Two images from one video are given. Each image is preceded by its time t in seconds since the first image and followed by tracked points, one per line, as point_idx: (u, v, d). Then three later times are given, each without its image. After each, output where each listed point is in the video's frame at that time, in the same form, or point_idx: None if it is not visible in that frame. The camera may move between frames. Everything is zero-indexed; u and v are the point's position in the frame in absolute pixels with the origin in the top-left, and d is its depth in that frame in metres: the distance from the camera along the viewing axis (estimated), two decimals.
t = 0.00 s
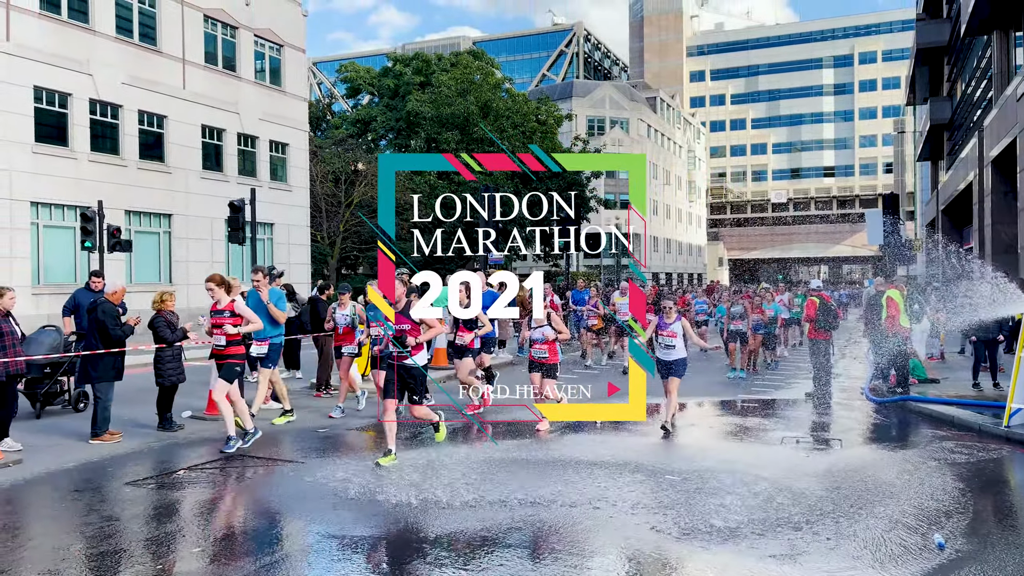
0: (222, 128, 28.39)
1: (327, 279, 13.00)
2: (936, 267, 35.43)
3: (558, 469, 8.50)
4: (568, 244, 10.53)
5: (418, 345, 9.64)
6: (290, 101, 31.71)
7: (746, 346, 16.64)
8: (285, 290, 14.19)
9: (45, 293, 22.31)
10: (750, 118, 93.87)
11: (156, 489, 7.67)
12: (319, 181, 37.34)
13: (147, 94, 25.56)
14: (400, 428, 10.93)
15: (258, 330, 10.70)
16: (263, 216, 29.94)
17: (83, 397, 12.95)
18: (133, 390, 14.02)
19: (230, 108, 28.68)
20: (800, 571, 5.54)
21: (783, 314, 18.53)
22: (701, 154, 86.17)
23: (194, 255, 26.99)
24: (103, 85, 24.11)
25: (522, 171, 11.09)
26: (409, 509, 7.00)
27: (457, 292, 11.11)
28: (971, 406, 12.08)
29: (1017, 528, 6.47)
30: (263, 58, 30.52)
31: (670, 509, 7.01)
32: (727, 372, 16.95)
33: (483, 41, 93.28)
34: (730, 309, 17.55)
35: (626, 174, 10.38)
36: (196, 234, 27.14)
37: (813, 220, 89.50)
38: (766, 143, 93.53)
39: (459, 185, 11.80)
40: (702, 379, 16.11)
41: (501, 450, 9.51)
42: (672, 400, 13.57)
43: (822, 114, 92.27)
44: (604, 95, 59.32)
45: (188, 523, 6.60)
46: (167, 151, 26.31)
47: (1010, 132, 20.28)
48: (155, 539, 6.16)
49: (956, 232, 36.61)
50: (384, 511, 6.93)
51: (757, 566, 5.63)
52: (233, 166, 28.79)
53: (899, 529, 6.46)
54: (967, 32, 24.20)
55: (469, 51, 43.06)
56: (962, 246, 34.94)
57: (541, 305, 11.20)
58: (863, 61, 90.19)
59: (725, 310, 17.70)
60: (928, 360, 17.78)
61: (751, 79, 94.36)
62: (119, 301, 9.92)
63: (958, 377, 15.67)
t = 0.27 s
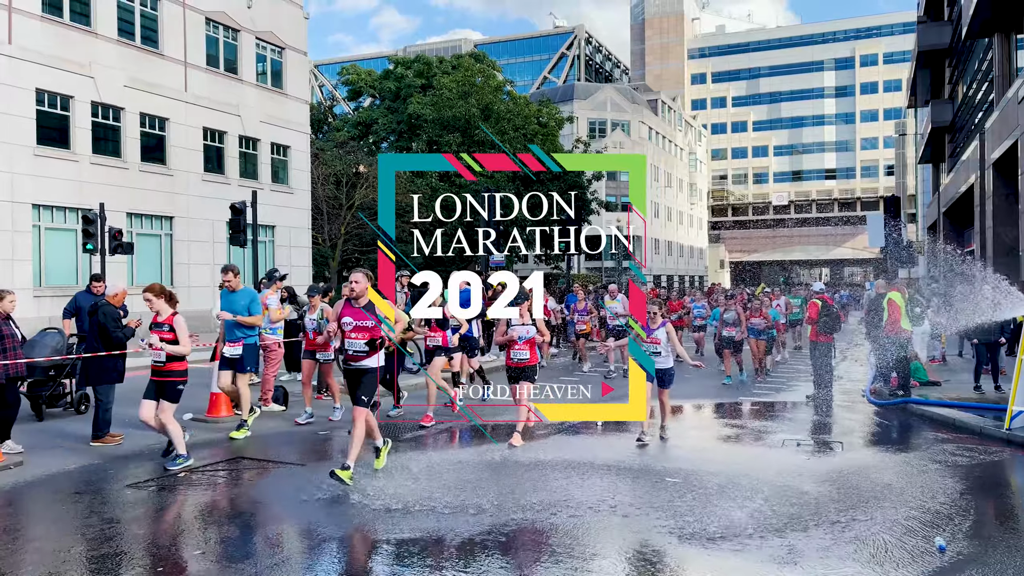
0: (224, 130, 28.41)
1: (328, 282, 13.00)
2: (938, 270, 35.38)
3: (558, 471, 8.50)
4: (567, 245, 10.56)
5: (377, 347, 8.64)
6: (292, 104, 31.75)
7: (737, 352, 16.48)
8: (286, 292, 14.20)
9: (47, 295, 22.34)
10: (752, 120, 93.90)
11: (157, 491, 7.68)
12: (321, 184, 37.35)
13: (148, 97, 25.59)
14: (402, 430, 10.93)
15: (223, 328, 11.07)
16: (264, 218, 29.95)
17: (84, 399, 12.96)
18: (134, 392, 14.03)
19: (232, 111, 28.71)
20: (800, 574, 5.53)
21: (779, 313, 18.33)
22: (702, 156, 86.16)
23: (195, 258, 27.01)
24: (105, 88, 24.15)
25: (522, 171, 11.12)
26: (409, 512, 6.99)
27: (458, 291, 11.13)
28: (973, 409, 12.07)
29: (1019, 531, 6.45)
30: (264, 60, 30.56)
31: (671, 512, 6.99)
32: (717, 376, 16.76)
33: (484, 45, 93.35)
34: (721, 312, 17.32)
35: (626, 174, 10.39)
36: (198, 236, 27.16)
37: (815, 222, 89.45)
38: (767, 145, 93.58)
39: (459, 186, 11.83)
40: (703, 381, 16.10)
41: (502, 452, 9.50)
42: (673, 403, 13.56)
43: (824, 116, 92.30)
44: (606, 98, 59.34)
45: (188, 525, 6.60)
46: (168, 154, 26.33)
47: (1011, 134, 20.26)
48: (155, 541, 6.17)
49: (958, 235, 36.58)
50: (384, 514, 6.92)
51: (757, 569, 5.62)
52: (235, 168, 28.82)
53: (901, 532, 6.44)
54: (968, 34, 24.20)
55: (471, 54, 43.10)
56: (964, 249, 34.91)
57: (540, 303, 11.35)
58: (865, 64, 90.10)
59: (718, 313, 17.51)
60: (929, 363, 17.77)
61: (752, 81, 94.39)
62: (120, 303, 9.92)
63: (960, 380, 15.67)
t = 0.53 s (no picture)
0: (224, 132, 28.43)
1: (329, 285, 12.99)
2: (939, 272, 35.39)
3: (559, 473, 8.52)
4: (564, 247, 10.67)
5: (326, 362, 8.01)
6: (293, 106, 31.78)
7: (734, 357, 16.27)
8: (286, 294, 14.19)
9: (48, 297, 22.36)
10: (752, 123, 93.92)
11: (158, 493, 7.69)
12: (322, 186, 37.34)
13: (150, 99, 25.62)
14: (403, 432, 10.94)
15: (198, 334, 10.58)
16: (265, 220, 29.97)
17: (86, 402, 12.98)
18: (136, 395, 14.04)
19: (232, 113, 28.71)
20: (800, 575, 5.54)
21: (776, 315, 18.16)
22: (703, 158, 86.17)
23: (196, 260, 27.03)
24: (107, 90, 24.18)
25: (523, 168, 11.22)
26: (411, 513, 7.01)
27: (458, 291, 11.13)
28: (974, 411, 12.08)
29: (1020, 532, 6.46)
30: (265, 63, 30.59)
31: (672, 513, 7.00)
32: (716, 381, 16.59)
33: (484, 47, 93.30)
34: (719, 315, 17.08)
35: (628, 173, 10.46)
36: (199, 238, 27.19)
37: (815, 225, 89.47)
38: (768, 147, 93.63)
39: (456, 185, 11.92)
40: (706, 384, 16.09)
41: (503, 453, 9.51)
42: (674, 405, 13.55)
43: (824, 118, 92.35)
44: (606, 100, 59.36)
45: (190, 527, 6.61)
46: (169, 156, 26.35)
47: (1012, 136, 20.23)
48: (157, 543, 6.18)
49: (958, 237, 36.60)
50: (386, 517, 6.93)
51: (756, 571, 5.62)
52: (236, 171, 28.85)
53: (902, 534, 6.44)
54: (969, 37, 24.23)
55: (471, 56, 43.14)
56: (965, 251, 34.92)
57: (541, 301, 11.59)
58: (865, 66, 90.05)
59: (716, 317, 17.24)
60: (930, 365, 17.78)
61: (752, 83, 94.45)
62: (121, 305, 9.98)
63: (961, 382, 15.68)
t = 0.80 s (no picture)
0: (225, 134, 28.44)
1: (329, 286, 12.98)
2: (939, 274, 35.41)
3: (559, 476, 8.50)
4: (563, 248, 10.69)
5: (269, 377, 6.56)
6: (293, 109, 31.82)
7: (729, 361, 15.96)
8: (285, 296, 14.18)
9: (48, 299, 22.35)
10: (753, 125, 93.96)
11: (158, 495, 7.68)
12: (322, 188, 37.33)
13: (150, 101, 25.63)
14: (404, 434, 10.93)
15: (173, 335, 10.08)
16: (266, 222, 29.99)
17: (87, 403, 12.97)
18: (135, 397, 14.02)
19: (233, 115, 28.72)
20: None
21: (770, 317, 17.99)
22: (703, 160, 86.18)
23: (196, 262, 27.04)
24: (107, 92, 24.19)
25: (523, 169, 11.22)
26: (411, 515, 7.00)
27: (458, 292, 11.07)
28: (974, 413, 12.07)
29: (1020, 534, 6.46)
30: (265, 65, 30.61)
31: (673, 516, 6.99)
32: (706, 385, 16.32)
33: (484, 49, 93.37)
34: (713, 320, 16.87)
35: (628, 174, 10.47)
36: (199, 240, 27.21)
37: (815, 227, 89.51)
38: (768, 149, 93.65)
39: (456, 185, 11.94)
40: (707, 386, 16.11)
41: (503, 456, 9.50)
42: (675, 407, 13.55)
43: (825, 120, 92.39)
44: (606, 102, 59.41)
45: (189, 529, 6.60)
46: (169, 158, 26.36)
47: (1012, 138, 20.20)
48: (156, 544, 6.17)
49: (959, 239, 36.63)
50: (386, 519, 6.91)
51: (756, 573, 5.62)
52: (236, 173, 28.86)
53: (902, 536, 6.44)
54: (969, 39, 24.24)
55: (472, 59, 43.16)
56: (965, 253, 34.94)
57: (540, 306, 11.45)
58: (866, 68, 90.07)
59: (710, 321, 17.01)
60: (930, 367, 17.78)
61: (753, 85, 94.52)
62: (121, 307, 9.99)
63: (961, 384, 15.67)
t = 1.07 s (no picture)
0: (225, 136, 28.45)
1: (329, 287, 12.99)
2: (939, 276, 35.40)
3: (560, 477, 8.51)
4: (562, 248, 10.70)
5: (204, 377, 6.09)
6: (293, 110, 31.84)
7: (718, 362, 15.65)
8: (286, 297, 14.18)
9: (49, 300, 22.37)
10: (753, 126, 94.01)
11: (158, 498, 7.67)
12: (322, 189, 37.30)
13: (150, 103, 25.63)
14: (405, 436, 10.95)
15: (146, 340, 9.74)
16: (266, 224, 30.00)
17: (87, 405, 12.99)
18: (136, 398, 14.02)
19: (233, 117, 28.73)
20: None
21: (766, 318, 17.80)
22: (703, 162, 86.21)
23: (196, 264, 27.04)
24: (107, 94, 24.20)
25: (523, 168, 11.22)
26: (411, 517, 7.00)
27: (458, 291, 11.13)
28: (975, 415, 12.06)
29: (1020, 536, 6.46)
30: (265, 66, 30.61)
31: (673, 517, 6.99)
32: (693, 389, 15.95)
33: (484, 51, 93.38)
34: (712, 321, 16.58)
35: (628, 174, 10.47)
36: (199, 242, 27.21)
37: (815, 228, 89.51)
38: (768, 151, 93.70)
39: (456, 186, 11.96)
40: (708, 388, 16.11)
41: (503, 457, 9.51)
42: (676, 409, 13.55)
43: (825, 122, 92.42)
44: (606, 104, 59.40)
45: (189, 531, 6.61)
46: (169, 159, 26.37)
47: (1012, 140, 20.18)
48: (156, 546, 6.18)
49: (959, 241, 36.64)
50: (386, 520, 6.91)
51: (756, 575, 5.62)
52: (236, 174, 28.86)
53: (902, 538, 6.43)
54: (969, 40, 24.21)
55: (472, 60, 43.12)
56: (965, 255, 34.95)
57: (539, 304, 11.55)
58: (865, 70, 90.14)
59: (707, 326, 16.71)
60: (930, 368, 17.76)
61: (753, 87, 94.55)
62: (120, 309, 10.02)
63: (961, 386, 15.66)
